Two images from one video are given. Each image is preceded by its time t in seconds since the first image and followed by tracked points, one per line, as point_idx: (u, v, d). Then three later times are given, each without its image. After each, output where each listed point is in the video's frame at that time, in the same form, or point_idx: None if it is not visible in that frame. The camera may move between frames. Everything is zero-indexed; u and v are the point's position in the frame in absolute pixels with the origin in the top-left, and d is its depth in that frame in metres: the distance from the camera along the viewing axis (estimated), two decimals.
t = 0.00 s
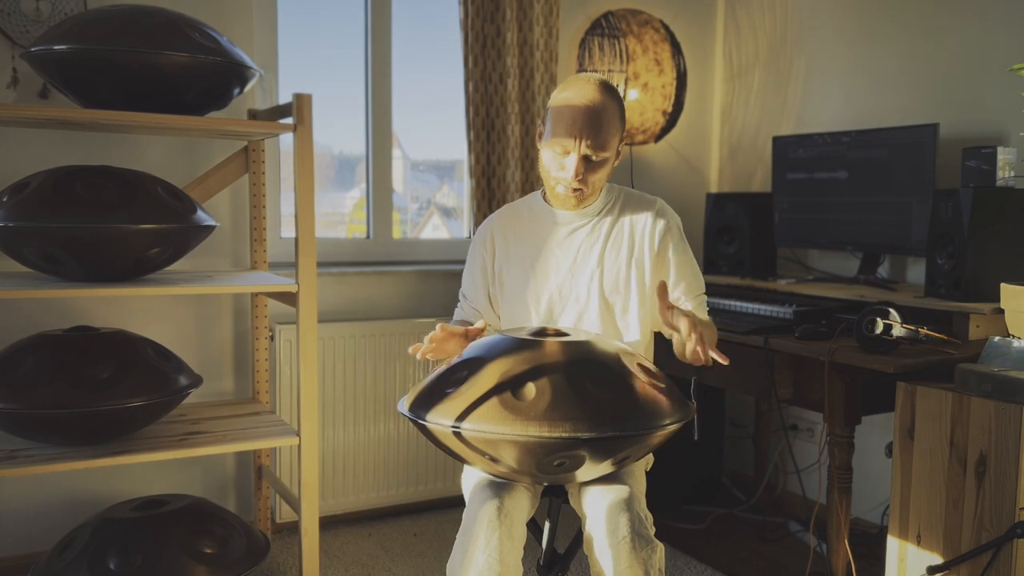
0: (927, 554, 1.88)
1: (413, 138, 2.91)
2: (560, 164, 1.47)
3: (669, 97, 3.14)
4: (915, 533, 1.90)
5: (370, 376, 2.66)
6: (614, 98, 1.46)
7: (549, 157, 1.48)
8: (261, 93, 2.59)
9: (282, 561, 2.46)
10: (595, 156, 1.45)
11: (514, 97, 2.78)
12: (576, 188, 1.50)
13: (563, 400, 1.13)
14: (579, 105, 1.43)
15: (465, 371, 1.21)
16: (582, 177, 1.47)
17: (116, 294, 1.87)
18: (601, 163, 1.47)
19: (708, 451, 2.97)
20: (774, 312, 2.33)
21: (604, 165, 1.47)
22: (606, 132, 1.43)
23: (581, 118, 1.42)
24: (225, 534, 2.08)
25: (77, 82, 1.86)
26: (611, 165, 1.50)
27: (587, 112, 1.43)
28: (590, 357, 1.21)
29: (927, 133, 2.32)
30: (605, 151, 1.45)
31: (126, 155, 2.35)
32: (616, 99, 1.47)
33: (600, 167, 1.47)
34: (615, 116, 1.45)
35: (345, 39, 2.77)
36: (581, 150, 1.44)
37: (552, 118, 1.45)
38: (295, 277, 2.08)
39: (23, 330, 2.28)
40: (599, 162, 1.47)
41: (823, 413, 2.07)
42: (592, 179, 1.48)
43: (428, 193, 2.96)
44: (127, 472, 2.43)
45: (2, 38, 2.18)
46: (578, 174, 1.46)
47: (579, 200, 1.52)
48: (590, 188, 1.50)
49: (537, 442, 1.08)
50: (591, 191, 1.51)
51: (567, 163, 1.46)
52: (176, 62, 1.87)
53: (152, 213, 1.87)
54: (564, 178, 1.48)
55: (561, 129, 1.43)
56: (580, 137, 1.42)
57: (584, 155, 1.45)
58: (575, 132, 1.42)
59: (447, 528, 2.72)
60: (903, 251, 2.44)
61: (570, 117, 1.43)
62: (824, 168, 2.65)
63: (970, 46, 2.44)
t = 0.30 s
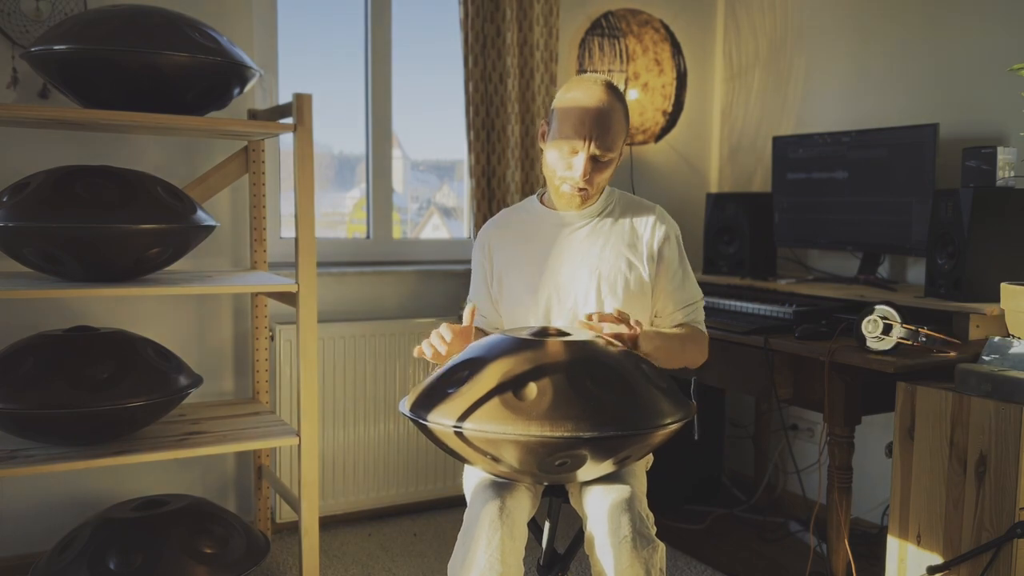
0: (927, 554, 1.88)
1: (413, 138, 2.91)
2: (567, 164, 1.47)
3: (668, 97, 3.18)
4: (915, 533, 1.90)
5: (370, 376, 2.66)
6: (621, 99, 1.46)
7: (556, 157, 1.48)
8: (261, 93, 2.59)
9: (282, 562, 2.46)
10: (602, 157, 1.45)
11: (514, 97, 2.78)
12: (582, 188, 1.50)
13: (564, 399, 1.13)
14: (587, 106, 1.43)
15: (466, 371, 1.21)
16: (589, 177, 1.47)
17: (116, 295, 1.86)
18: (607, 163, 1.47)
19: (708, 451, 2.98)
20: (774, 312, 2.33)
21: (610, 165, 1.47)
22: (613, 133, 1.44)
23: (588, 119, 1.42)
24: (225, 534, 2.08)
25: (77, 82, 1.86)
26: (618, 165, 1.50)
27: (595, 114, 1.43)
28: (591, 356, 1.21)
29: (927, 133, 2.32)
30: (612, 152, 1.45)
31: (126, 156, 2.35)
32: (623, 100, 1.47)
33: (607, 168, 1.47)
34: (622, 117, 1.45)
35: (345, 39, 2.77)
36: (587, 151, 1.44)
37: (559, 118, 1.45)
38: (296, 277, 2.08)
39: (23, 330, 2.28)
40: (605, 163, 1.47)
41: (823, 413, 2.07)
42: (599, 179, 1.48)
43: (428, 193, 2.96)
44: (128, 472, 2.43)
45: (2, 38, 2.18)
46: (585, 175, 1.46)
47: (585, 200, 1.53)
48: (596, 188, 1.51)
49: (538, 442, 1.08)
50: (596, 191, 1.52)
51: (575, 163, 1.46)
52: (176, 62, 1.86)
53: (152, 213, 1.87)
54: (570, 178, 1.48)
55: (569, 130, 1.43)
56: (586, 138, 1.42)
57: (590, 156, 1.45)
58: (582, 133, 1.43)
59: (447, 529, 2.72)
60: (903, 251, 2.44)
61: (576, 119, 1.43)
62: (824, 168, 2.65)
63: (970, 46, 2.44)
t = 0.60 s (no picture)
0: (927, 554, 1.88)
1: (413, 138, 2.91)
2: (561, 169, 1.47)
3: (668, 97, 3.18)
4: (915, 533, 1.90)
5: (370, 376, 2.66)
6: (614, 103, 1.46)
7: (551, 162, 1.47)
8: (262, 93, 2.59)
9: (282, 561, 2.46)
10: (596, 161, 1.45)
11: (514, 97, 2.78)
12: (578, 193, 1.49)
13: (563, 399, 1.13)
14: (580, 110, 1.43)
15: (464, 371, 1.21)
16: (584, 182, 1.47)
17: (116, 295, 1.87)
18: (602, 167, 1.46)
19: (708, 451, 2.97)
20: (774, 313, 2.33)
21: (604, 169, 1.47)
22: (605, 136, 1.43)
23: (581, 123, 1.42)
24: (225, 534, 2.08)
25: (77, 82, 1.86)
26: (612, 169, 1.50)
27: (588, 117, 1.42)
28: (589, 356, 1.21)
29: (927, 133, 2.32)
30: (605, 155, 1.45)
31: (126, 156, 2.35)
32: (616, 104, 1.46)
33: (601, 172, 1.47)
34: (614, 120, 1.45)
35: (345, 39, 2.77)
36: (581, 155, 1.43)
37: (553, 123, 1.45)
38: (295, 277, 2.08)
39: (23, 330, 2.28)
40: (600, 167, 1.46)
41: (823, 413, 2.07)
42: (594, 183, 1.48)
43: (428, 193, 2.96)
44: (128, 472, 2.43)
45: (2, 38, 2.18)
46: (579, 179, 1.46)
47: (581, 205, 1.52)
48: (592, 192, 1.50)
49: (538, 442, 1.09)
50: (592, 195, 1.51)
51: (569, 168, 1.46)
52: (176, 62, 1.87)
53: (152, 213, 1.87)
54: (565, 183, 1.47)
55: (563, 134, 1.43)
56: (580, 142, 1.42)
57: (584, 160, 1.44)
58: (576, 137, 1.42)
59: (447, 529, 2.72)
60: (903, 251, 2.44)
61: (569, 122, 1.43)
62: (824, 167, 2.65)
63: (970, 46, 2.44)
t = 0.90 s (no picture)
0: (927, 554, 1.88)
1: (413, 138, 2.91)
2: (576, 172, 1.47)
3: (668, 97, 3.19)
4: (915, 533, 1.90)
5: (370, 376, 2.66)
6: (628, 106, 1.47)
7: (564, 165, 1.47)
8: (262, 93, 2.59)
9: (282, 561, 2.46)
10: (611, 164, 1.45)
11: (514, 97, 2.78)
12: (591, 197, 1.50)
13: (565, 399, 1.13)
14: (596, 113, 1.43)
15: (466, 371, 1.21)
16: (598, 185, 1.47)
17: (116, 295, 1.87)
18: (617, 170, 1.47)
19: (708, 451, 2.98)
20: (774, 312, 2.33)
21: (619, 172, 1.47)
22: (622, 140, 1.44)
23: (598, 126, 1.42)
24: (225, 534, 2.08)
25: (77, 82, 1.86)
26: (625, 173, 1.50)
27: (604, 120, 1.43)
28: (590, 356, 1.21)
29: (927, 133, 2.32)
30: (621, 158, 1.45)
31: (126, 156, 2.35)
32: (629, 105, 1.47)
33: (615, 176, 1.47)
34: (630, 124, 1.45)
35: (345, 39, 2.77)
36: (598, 158, 1.44)
37: (566, 125, 1.45)
38: (296, 277, 2.08)
39: (23, 330, 2.28)
40: (615, 170, 1.46)
41: (823, 413, 2.07)
42: (608, 187, 1.48)
43: (428, 193, 2.96)
44: (128, 472, 2.43)
45: (2, 38, 2.18)
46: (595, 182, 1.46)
47: (592, 208, 1.52)
48: (604, 195, 1.50)
49: (539, 442, 1.09)
50: (604, 199, 1.52)
51: (584, 172, 1.46)
52: (176, 62, 1.87)
53: (152, 213, 1.87)
54: (579, 187, 1.48)
55: (578, 136, 1.43)
56: (597, 145, 1.42)
57: (601, 163, 1.45)
58: (592, 139, 1.42)
59: (447, 529, 2.72)
60: (903, 251, 2.44)
61: (585, 125, 1.43)
62: (824, 167, 2.65)
63: (970, 46, 2.44)
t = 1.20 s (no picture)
0: (927, 554, 1.88)
1: (413, 138, 2.92)
2: (563, 163, 1.47)
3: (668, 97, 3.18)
4: (915, 533, 1.90)
5: (370, 376, 2.66)
6: (614, 97, 1.47)
7: (552, 158, 1.47)
8: (261, 93, 2.59)
9: (282, 561, 2.46)
10: (599, 152, 1.45)
11: (514, 96, 2.78)
12: (581, 188, 1.49)
13: (565, 399, 1.13)
14: (581, 103, 1.43)
15: (466, 371, 1.21)
16: (587, 174, 1.47)
17: (116, 295, 1.87)
18: (605, 159, 1.47)
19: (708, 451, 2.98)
20: (775, 312, 2.33)
21: (608, 161, 1.47)
22: (608, 129, 1.44)
23: (583, 115, 1.43)
24: (225, 534, 2.08)
25: (77, 82, 1.86)
26: (614, 163, 1.50)
27: (590, 110, 1.43)
28: (590, 356, 1.21)
29: (927, 133, 2.32)
30: (608, 147, 1.45)
31: (127, 156, 2.35)
32: (615, 97, 1.47)
33: (604, 165, 1.47)
34: (615, 114, 1.46)
35: (345, 40, 2.77)
36: (583, 148, 1.44)
37: (553, 119, 1.45)
38: (296, 277, 2.08)
39: (23, 330, 2.28)
40: (603, 160, 1.46)
41: (823, 413, 2.07)
42: (597, 177, 1.48)
43: (428, 193, 2.96)
44: (128, 472, 2.43)
45: (2, 38, 2.18)
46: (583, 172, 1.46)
47: (584, 200, 1.52)
48: (595, 187, 1.50)
49: (539, 442, 1.09)
50: (595, 191, 1.51)
51: (571, 161, 1.46)
52: (176, 62, 1.87)
53: (152, 212, 1.88)
54: (568, 177, 1.48)
55: (565, 128, 1.43)
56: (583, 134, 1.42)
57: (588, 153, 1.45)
58: (578, 129, 1.42)
59: (447, 529, 2.72)
60: (903, 251, 2.44)
61: (571, 116, 1.43)
62: (824, 167, 2.65)
63: (969, 46, 2.44)
